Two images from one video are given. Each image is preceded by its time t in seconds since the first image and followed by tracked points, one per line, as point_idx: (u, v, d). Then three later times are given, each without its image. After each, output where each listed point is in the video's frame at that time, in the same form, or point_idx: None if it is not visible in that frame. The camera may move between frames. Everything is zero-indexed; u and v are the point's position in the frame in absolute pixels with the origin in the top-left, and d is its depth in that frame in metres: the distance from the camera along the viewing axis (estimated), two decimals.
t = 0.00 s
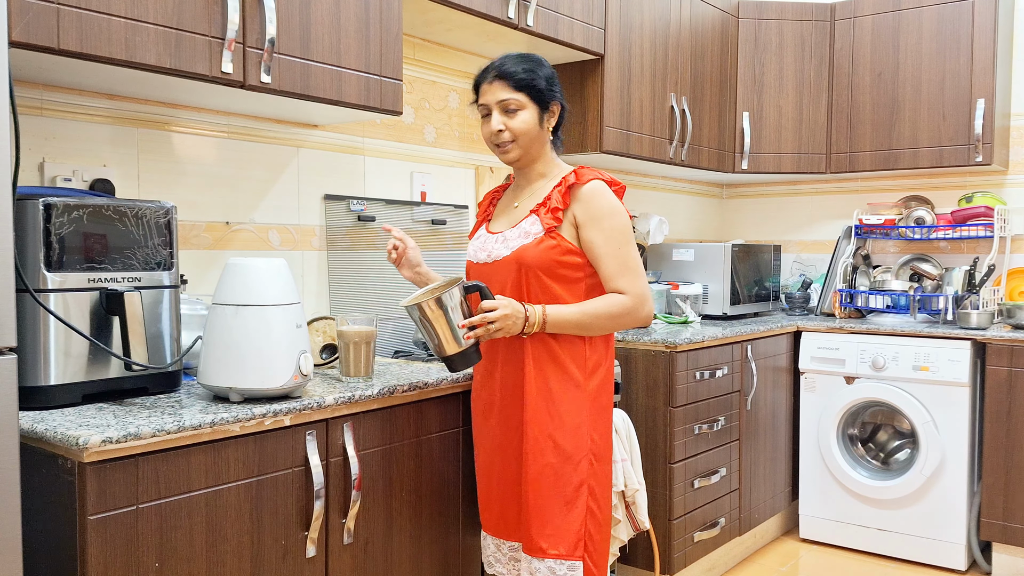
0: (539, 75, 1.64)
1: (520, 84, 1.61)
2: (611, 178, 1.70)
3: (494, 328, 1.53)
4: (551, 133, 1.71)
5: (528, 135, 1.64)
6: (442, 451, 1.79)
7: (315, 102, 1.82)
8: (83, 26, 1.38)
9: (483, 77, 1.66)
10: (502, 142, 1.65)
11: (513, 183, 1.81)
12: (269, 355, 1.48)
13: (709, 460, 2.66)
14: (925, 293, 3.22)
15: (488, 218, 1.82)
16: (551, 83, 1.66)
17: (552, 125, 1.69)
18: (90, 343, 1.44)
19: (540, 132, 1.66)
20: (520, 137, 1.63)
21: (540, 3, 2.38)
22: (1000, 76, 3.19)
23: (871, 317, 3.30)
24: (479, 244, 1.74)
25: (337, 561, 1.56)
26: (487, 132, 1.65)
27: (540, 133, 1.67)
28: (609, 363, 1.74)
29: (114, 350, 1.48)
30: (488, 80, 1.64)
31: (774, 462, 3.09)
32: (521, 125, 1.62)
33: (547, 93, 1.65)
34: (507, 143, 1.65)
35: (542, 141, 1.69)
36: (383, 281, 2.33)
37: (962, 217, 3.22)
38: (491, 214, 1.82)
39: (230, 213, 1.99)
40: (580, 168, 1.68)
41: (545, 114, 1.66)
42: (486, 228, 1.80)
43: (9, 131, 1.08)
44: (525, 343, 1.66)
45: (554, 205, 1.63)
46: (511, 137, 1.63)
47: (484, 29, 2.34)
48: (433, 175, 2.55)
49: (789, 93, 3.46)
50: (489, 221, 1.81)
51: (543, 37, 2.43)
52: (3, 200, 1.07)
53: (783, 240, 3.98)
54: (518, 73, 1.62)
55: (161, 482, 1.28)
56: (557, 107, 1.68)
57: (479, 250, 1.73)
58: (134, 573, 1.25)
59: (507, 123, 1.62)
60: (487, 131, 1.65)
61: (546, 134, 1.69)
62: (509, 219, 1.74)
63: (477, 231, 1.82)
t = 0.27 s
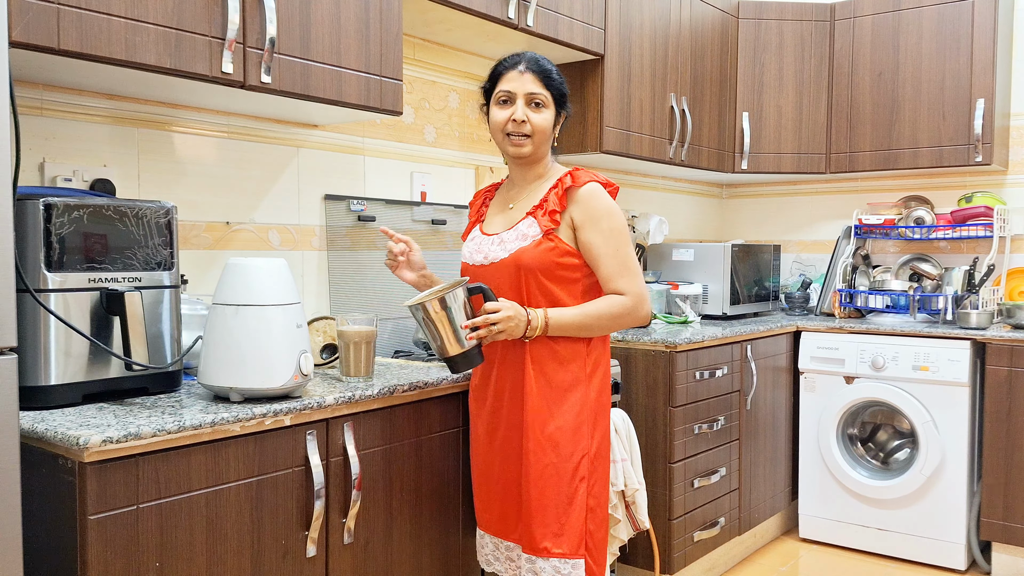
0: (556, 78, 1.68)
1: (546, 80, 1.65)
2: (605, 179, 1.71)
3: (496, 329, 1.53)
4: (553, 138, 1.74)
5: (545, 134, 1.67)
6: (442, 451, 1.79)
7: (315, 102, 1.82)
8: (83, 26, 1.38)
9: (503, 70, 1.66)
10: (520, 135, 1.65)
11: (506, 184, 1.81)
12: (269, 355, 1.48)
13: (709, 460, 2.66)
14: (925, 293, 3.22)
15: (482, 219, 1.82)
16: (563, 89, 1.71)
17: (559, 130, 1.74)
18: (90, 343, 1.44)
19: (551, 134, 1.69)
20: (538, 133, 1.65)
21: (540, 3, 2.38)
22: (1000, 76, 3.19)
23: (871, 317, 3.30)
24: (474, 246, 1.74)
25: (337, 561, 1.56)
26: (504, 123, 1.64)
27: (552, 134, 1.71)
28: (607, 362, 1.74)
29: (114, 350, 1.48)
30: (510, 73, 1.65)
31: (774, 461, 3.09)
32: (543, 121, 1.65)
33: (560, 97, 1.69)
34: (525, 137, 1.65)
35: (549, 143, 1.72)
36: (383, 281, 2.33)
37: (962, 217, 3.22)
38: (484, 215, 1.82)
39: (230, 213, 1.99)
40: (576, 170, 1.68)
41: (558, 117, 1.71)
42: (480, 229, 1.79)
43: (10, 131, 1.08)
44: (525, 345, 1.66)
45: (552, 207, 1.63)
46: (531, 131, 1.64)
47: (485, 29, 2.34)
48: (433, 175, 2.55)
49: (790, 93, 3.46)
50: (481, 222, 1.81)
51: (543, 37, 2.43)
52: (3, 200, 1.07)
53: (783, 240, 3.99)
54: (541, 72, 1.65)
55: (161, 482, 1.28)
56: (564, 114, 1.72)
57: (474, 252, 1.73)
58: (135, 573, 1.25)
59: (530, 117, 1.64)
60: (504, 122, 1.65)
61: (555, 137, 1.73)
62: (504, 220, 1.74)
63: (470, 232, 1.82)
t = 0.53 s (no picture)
0: (560, 80, 1.68)
1: (547, 83, 1.65)
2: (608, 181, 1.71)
3: (496, 325, 1.53)
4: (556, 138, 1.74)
5: (547, 137, 1.67)
6: (442, 451, 1.79)
7: (315, 102, 1.82)
8: (83, 26, 1.38)
9: (506, 71, 1.66)
10: (522, 137, 1.65)
11: (508, 185, 1.81)
12: (269, 356, 1.48)
13: (709, 460, 2.66)
14: (925, 293, 3.22)
15: (483, 220, 1.82)
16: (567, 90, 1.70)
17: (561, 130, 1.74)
18: (90, 343, 1.44)
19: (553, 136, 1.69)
20: (541, 135, 1.65)
21: (540, 3, 2.38)
22: (1000, 76, 3.19)
23: (871, 317, 3.30)
24: (476, 246, 1.74)
25: (337, 561, 1.56)
26: (507, 125, 1.64)
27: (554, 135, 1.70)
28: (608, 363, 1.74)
29: (114, 350, 1.48)
30: (512, 75, 1.65)
31: (774, 461, 3.09)
32: (544, 123, 1.65)
33: (564, 99, 1.69)
34: (527, 140, 1.65)
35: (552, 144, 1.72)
36: (384, 281, 2.33)
37: (962, 217, 3.23)
38: (486, 215, 1.83)
39: (230, 213, 1.99)
40: (579, 170, 1.68)
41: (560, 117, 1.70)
42: (482, 230, 1.79)
43: (10, 130, 1.08)
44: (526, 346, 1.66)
45: (554, 207, 1.63)
46: (533, 134, 1.64)
47: (484, 29, 2.34)
48: (433, 175, 2.55)
49: (790, 92, 3.46)
50: (484, 223, 1.81)
51: (543, 37, 2.43)
52: (3, 200, 1.07)
53: (783, 240, 3.99)
54: (544, 74, 1.65)
55: (161, 482, 1.28)
56: (567, 116, 1.73)
57: (476, 252, 1.73)
58: (135, 573, 1.25)
59: (531, 120, 1.64)
60: (506, 124, 1.65)
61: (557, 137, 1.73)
62: (506, 220, 1.74)
63: (473, 232, 1.82)
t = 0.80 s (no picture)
0: (561, 82, 1.67)
1: (546, 86, 1.64)
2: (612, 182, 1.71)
3: (500, 332, 1.53)
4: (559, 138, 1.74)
5: (550, 141, 1.67)
6: (442, 452, 1.79)
7: (315, 102, 1.82)
8: (83, 26, 1.38)
9: (505, 77, 1.65)
10: (524, 144, 1.65)
11: (512, 184, 1.81)
12: (269, 356, 1.48)
13: (709, 460, 2.66)
14: (925, 293, 3.22)
15: (487, 219, 1.83)
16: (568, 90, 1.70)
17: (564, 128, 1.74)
18: (90, 343, 1.44)
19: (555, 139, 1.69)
20: (543, 140, 1.65)
21: (540, 3, 2.38)
22: (1000, 76, 3.19)
23: (871, 317, 3.30)
24: (479, 246, 1.75)
25: (337, 561, 1.56)
26: (509, 132, 1.64)
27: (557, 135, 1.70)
28: (609, 364, 1.74)
29: (114, 350, 1.48)
30: (511, 82, 1.64)
31: (774, 461, 3.09)
32: (546, 127, 1.64)
33: (566, 100, 1.68)
34: (529, 146, 1.66)
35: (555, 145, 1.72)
36: (384, 281, 2.33)
37: (962, 217, 3.23)
38: (489, 214, 1.83)
39: (229, 213, 1.99)
40: (583, 171, 1.68)
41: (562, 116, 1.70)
42: (486, 229, 1.80)
43: (10, 131, 1.08)
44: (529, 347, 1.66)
45: (557, 209, 1.63)
46: (534, 140, 1.65)
47: (485, 29, 2.34)
48: (433, 175, 2.55)
49: (789, 92, 3.46)
50: (487, 222, 1.82)
51: (543, 37, 2.43)
52: (3, 200, 1.07)
53: (783, 240, 3.99)
54: (544, 78, 1.63)
55: (161, 482, 1.28)
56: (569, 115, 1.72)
57: (479, 252, 1.73)
58: (135, 573, 1.25)
59: (532, 125, 1.64)
60: (508, 131, 1.65)
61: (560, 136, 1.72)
62: (510, 221, 1.74)
63: (476, 231, 1.82)
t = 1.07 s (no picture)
0: (564, 81, 1.66)
1: (549, 88, 1.63)
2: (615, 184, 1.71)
3: (502, 335, 1.53)
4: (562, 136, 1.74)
5: (552, 142, 1.67)
6: (442, 452, 1.79)
7: (315, 102, 1.82)
8: (83, 26, 1.38)
9: (507, 78, 1.65)
10: (526, 146, 1.65)
11: (513, 184, 1.81)
12: (269, 356, 1.48)
13: (709, 460, 2.66)
14: (925, 293, 3.22)
15: (488, 218, 1.83)
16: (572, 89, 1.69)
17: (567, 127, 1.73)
18: (90, 343, 1.44)
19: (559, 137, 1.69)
20: (546, 140, 1.65)
21: (540, 3, 2.38)
22: (1000, 76, 3.19)
23: (871, 317, 3.30)
24: (480, 245, 1.75)
25: (337, 561, 1.56)
26: (511, 133, 1.65)
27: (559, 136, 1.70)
28: (608, 365, 1.75)
29: (114, 350, 1.48)
30: (513, 83, 1.64)
31: (774, 461, 3.09)
32: (547, 129, 1.64)
33: (570, 99, 1.68)
34: (531, 148, 1.66)
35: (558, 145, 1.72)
36: (384, 281, 2.33)
37: (962, 217, 3.23)
38: (490, 212, 1.83)
39: (229, 213, 1.99)
40: (586, 174, 1.68)
41: (564, 117, 1.69)
42: (487, 229, 1.80)
43: (9, 131, 1.08)
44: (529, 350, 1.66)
45: (559, 211, 1.63)
46: (536, 142, 1.65)
47: (485, 29, 2.34)
48: (434, 175, 2.55)
49: (789, 92, 3.46)
50: (488, 221, 1.82)
51: (543, 37, 2.43)
52: (3, 200, 1.07)
53: (783, 240, 3.98)
54: (546, 79, 1.63)
55: (161, 482, 1.28)
56: (573, 112, 1.72)
57: (480, 252, 1.73)
58: (135, 572, 1.25)
59: (533, 127, 1.64)
60: (510, 132, 1.65)
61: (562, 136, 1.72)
62: (511, 221, 1.74)
63: (477, 230, 1.83)
